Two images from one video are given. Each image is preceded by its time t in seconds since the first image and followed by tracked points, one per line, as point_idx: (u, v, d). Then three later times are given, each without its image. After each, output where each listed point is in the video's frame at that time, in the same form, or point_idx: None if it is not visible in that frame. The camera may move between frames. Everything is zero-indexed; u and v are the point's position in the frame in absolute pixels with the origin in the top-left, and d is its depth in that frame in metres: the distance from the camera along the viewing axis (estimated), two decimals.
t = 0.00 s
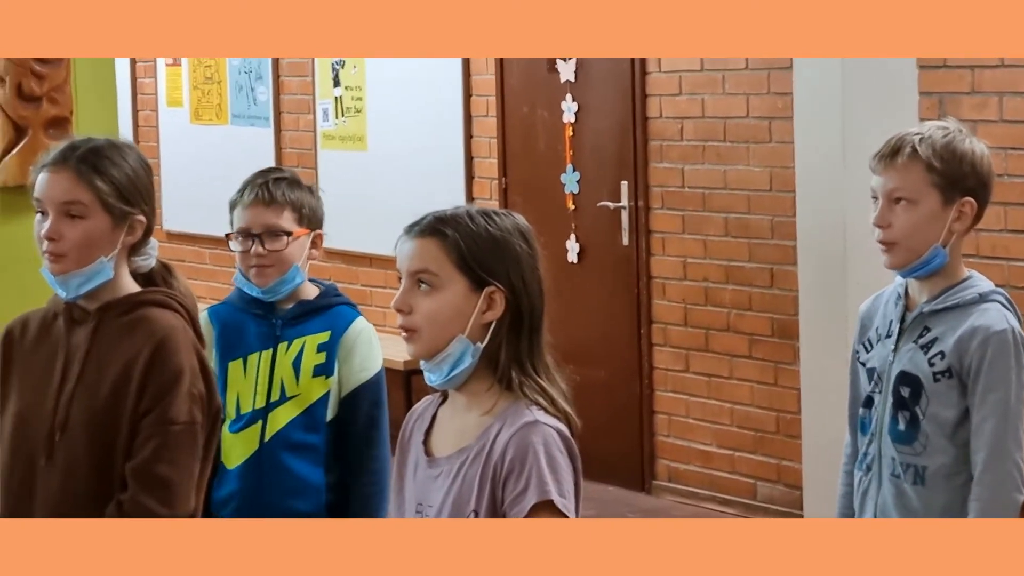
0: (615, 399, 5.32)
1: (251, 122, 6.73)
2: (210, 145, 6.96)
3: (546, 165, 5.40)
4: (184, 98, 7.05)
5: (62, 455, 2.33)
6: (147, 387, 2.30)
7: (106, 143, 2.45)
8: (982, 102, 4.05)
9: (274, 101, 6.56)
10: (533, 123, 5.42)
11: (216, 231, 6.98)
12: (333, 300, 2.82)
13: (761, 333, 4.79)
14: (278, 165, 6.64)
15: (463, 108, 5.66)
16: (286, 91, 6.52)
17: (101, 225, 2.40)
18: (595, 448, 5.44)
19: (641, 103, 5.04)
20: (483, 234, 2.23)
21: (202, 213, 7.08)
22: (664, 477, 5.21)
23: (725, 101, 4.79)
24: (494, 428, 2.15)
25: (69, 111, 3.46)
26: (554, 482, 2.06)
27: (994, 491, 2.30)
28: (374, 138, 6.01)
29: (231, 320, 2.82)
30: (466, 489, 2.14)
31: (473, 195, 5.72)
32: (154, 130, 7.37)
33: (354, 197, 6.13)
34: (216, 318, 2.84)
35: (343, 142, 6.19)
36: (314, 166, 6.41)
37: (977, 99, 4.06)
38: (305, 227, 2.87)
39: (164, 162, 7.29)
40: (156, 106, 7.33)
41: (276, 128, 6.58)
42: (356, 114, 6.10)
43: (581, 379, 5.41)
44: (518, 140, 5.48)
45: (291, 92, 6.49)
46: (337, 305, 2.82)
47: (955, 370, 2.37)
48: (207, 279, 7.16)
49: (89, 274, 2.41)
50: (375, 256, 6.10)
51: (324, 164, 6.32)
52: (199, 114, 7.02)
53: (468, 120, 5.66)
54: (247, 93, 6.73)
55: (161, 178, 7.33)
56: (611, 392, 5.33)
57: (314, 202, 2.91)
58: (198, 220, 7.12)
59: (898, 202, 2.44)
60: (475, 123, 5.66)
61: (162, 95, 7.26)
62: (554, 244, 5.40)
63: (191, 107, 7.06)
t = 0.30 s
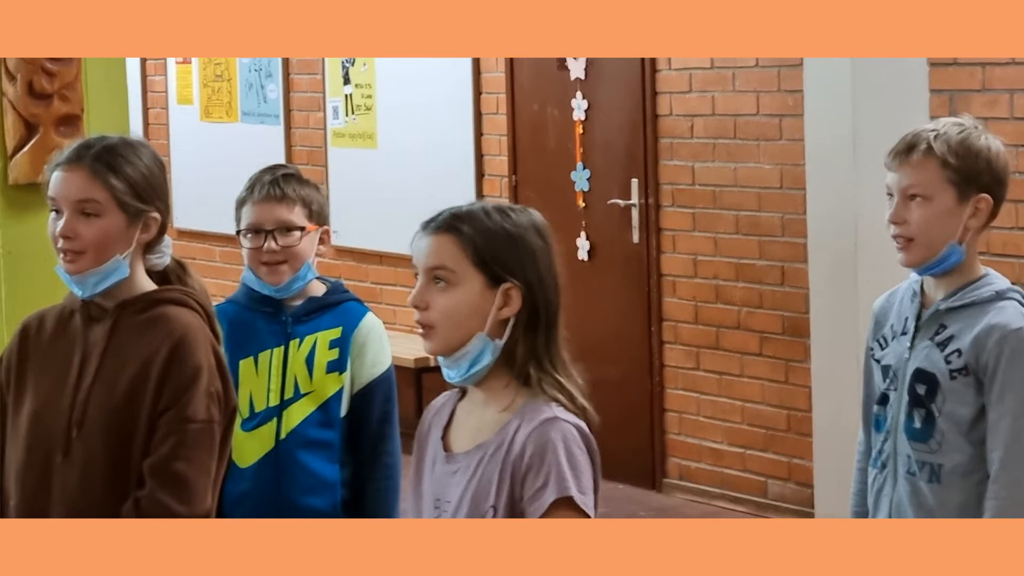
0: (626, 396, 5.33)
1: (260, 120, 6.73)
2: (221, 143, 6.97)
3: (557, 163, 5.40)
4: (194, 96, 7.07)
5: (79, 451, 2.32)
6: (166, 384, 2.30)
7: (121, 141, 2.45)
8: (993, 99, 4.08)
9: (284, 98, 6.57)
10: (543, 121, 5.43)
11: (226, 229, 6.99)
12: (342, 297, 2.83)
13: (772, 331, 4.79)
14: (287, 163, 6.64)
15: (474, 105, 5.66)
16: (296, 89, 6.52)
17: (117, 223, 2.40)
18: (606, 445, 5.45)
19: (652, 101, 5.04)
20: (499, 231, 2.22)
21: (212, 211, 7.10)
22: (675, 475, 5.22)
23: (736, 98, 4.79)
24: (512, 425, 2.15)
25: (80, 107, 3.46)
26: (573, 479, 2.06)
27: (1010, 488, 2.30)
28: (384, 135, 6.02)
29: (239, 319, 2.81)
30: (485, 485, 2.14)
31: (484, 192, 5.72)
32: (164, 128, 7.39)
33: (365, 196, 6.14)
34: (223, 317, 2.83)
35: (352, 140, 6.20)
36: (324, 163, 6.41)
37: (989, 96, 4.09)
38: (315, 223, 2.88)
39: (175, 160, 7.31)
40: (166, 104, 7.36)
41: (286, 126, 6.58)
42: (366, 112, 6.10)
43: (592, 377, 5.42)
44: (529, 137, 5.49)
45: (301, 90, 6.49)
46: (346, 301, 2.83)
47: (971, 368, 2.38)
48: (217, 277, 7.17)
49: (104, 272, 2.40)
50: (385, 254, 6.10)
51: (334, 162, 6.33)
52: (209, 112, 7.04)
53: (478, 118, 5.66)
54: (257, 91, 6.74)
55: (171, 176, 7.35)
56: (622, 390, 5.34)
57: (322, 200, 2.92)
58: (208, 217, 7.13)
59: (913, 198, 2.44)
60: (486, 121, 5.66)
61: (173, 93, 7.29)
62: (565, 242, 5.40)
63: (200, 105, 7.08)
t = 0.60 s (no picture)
0: (643, 393, 5.35)
1: (277, 118, 6.76)
2: (238, 140, 7.01)
3: (573, 159, 5.42)
4: (211, 94, 7.11)
5: (96, 449, 2.31)
6: (182, 381, 2.29)
7: (139, 138, 2.45)
8: (1011, 96, 4.14)
9: (301, 96, 6.59)
10: (560, 118, 5.45)
11: (244, 226, 7.03)
12: (358, 292, 2.85)
13: (789, 327, 4.81)
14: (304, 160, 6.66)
15: (490, 102, 5.67)
16: (313, 87, 6.54)
17: (134, 219, 2.39)
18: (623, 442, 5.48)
19: (669, 98, 5.06)
20: (525, 226, 2.21)
21: (229, 208, 7.13)
22: (692, 471, 5.25)
23: (753, 95, 4.82)
24: (535, 420, 2.13)
25: (98, 106, 3.46)
26: (595, 474, 2.05)
27: None
28: (400, 132, 6.04)
29: (256, 316, 2.81)
30: (507, 479, 2.12)
31: (500, 189, 5.73)
32: (181, 125, 7.43)
33: (382, 193, 6.16)
34: (239, 314, 2.83)
35: (369, 137, 6.23)
36: (341, 161, 6.44)
37: (1007, 94, 4.15)
38: (332, 218, 2.88)
39: (193, 158, 7.35)
40: (183, 102, 7.40)
41: (303, 123, 6.61)
42: (382, 109, 6.13)
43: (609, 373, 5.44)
44: (546, 134, 5.51)
45: (318, 87, 6.51)
46: (362, 296, 2.85)
47: (993, 364, 2.38)
48: (234, 274, 7.21)
49: (122, 267, 2.39)
50: (401, 251, 6.12)
51: (351, 159, 6.35)
52: (226, 109, 7.07)
53: (495, 115, 5.68)
54: (274, 89, 6.77)
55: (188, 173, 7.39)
56: (639, 387, 5.37)
57: (338, 195, 2.92)
58: (225, 215, 7.17)
59: (936, 195, 2.44)
60: (503, 118, 5.68)
61: (190, 90, 7.32)
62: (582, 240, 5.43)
63: (217, 103, 7.12)
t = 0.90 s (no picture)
0: (667, 389, 5.36)
1: (301, 114, 6.78)
2: (261, 136, 7.03)
3: (598, 155, 5.43)
4: (234, 90, 7.13)
5: (115, 445, 2.27)
6: (202, 376, 2.26)
7: (160, 132, 2.41)
8: None
9: (324, 92, 6.61)
10: (584, 114, 5.45)
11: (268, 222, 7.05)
12: (385, 286, 2.86)
13: (813, 323, 4.81)
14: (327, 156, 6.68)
15: (514, 98, 5.68)
16: (336, 83, 6.56)
17: (157, 215, 2.35)
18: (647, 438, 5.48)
19: (692, 93, 5.06)
20: (551, 222, 2.21)
21: (252, 204, 7.15)
22: (715, 467, 5.25)
23: (777, 90, 4.82)
24: (565, 415, 2.13)
25: (123, 101, 3.46)
26: (626, 468, 2.04)
27: None
28: (423, 128, 6.05)
29: (284, 310, 2.82)
30: (538, 473, 2.11)
31: (524, 184, 5.73)
32: (205, 121, 7.46)
33: (406, 190, 6.18)
34: (267, 308, 2.85)
35: (393, 133, 6.24)
36: (365, 157, 6.45)
37: None
38: (356, 210, 2.89)
39: (216, 154, 7.37)
40: (207, 98, 7.43)
41: (326, 119, 6.62)
42: (406, 105, 6.13)
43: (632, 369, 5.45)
44: (570, 130, 5.52)
45: (342, 83, 6.52)
46: (389, 290, 2.86)
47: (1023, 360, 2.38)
48: (257, 270, 7.23)
49: (143, 264, 2.35)
50: (424, 247, 6.13)
51: (374, 155, 6.36)
52: (249, 105, 7.09)
53: (518, 111, 5.68)
54: (298, 85, 6.79)
55: (212, 170, 7.42)
56: (663, 383, 5.38)
57: (360, 188, 2.93)
58: (249, 211, 7.19)
59: (965, 190, 2.44)
60: (526, 114, 5.68)
61: (214, 87, 7.35)
62: (607, 236, 5.44)
63: (241, 99, 7.14)
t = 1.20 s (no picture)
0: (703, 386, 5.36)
1: (338, 110, 6.82)
2: (299, 132, 7.07)
3: (635, 151, 5.43)
4: (272, 86, 7.17)
5: (149, 443, 2.28)
6: (234, 373, 2.27)
7: (195, 130, 2.42)
8: None
9: (361, 89, 6.64)
10: (621, 110, 5.46)
11: (306, 218, 7.10)
12: (425, 280, 2.87)
13: (851, 320, 4.80)
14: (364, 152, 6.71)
15: (551, 95, 5.68)
16: (374, 79, 6.58)
17: (189, 212, 2.37)
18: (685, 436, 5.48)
19: (730, 90, 5.06)
20: (589, 219, 2.21)
21: (290, 201, 7.19)
22: (753, 464, 5.24)
23: (814, 86, 4.81)
24: (604, 412, 2.14)
25: (162, 98, 3.49)
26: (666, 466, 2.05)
27: None
28: (461, 125, 6.06)
29: (323, 303, 2.85)
30: (577, 472, 2.12)
31: (561, 181, 5.74)
32: (243, 117, 7.51)
33: (442, 186, 6.20)
34: (307, 302, 2.86)
35: (430, 130, 6.26)
36: (402, 153, 6.47)
37: None
38: (395, 205, 2.90)
39: (254, 150, 7.41)
40: (245, 94, 7.47)
41: (363, 116, 6.66)
42: (443, 101, 6.15)
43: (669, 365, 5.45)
44: (607, 126, 5.52)
45: (379, 80, 6.55)
46: (429, 284, 2.87)
47: None
48: (294, 266, 7.28)
49: (175, 261, 2.37)
50: (462, 243, 6.14)
51: (411, 151, 6.39)
52: (287, 102, 7.14)
53: (556, 107, 5.68)
54: (335, 82, 6.82)
55: (250, 166, 7.46)
56: (701, 380, 5.38)
57: (401, 182, 2.94)
58: (286, 207, 7.23)
59: (1004, 186, 2.42)
60: (563, 110, 5.69)
61: (252, 83, 7.39)
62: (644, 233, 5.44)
63: (279, 95, 7.18)
